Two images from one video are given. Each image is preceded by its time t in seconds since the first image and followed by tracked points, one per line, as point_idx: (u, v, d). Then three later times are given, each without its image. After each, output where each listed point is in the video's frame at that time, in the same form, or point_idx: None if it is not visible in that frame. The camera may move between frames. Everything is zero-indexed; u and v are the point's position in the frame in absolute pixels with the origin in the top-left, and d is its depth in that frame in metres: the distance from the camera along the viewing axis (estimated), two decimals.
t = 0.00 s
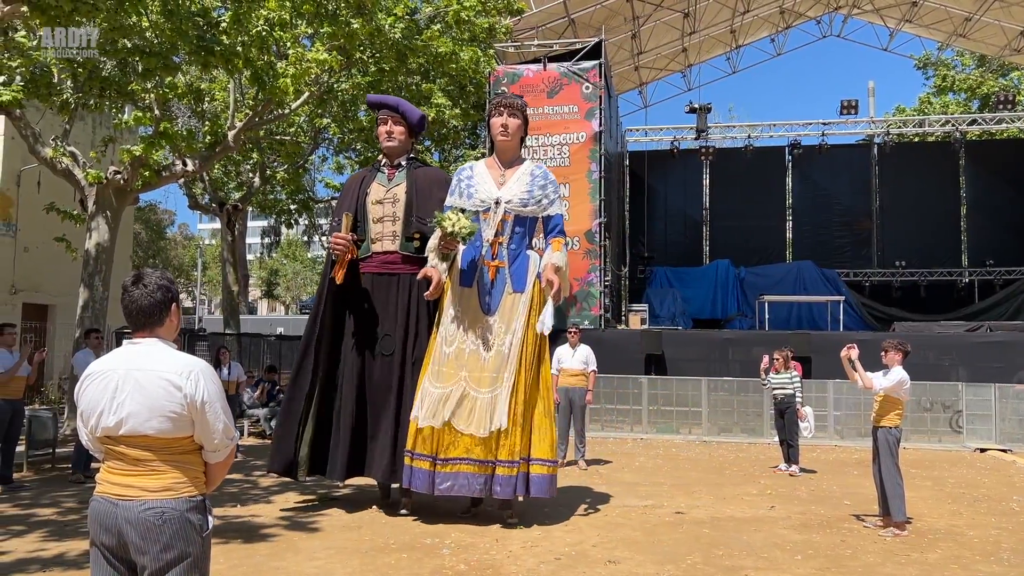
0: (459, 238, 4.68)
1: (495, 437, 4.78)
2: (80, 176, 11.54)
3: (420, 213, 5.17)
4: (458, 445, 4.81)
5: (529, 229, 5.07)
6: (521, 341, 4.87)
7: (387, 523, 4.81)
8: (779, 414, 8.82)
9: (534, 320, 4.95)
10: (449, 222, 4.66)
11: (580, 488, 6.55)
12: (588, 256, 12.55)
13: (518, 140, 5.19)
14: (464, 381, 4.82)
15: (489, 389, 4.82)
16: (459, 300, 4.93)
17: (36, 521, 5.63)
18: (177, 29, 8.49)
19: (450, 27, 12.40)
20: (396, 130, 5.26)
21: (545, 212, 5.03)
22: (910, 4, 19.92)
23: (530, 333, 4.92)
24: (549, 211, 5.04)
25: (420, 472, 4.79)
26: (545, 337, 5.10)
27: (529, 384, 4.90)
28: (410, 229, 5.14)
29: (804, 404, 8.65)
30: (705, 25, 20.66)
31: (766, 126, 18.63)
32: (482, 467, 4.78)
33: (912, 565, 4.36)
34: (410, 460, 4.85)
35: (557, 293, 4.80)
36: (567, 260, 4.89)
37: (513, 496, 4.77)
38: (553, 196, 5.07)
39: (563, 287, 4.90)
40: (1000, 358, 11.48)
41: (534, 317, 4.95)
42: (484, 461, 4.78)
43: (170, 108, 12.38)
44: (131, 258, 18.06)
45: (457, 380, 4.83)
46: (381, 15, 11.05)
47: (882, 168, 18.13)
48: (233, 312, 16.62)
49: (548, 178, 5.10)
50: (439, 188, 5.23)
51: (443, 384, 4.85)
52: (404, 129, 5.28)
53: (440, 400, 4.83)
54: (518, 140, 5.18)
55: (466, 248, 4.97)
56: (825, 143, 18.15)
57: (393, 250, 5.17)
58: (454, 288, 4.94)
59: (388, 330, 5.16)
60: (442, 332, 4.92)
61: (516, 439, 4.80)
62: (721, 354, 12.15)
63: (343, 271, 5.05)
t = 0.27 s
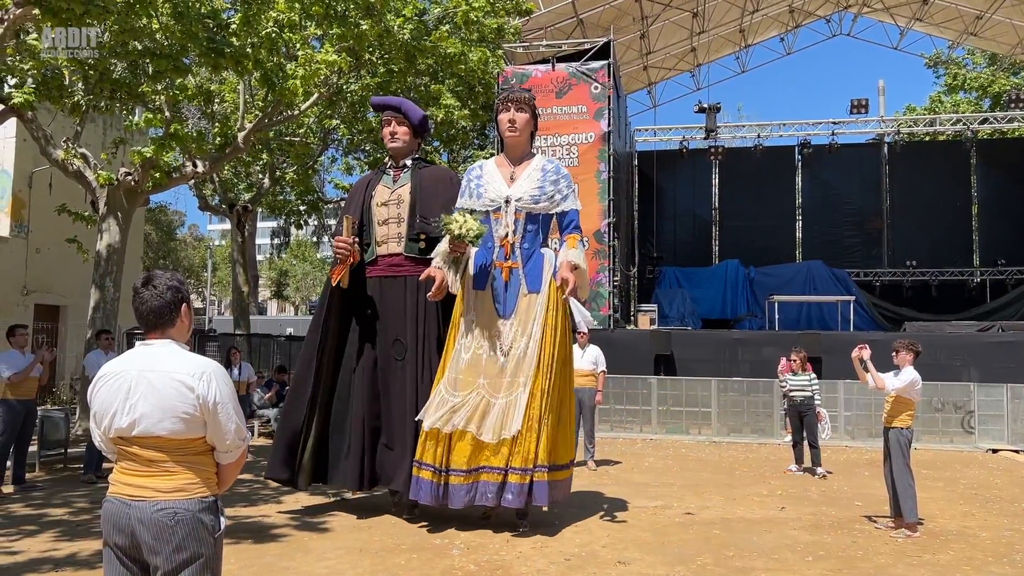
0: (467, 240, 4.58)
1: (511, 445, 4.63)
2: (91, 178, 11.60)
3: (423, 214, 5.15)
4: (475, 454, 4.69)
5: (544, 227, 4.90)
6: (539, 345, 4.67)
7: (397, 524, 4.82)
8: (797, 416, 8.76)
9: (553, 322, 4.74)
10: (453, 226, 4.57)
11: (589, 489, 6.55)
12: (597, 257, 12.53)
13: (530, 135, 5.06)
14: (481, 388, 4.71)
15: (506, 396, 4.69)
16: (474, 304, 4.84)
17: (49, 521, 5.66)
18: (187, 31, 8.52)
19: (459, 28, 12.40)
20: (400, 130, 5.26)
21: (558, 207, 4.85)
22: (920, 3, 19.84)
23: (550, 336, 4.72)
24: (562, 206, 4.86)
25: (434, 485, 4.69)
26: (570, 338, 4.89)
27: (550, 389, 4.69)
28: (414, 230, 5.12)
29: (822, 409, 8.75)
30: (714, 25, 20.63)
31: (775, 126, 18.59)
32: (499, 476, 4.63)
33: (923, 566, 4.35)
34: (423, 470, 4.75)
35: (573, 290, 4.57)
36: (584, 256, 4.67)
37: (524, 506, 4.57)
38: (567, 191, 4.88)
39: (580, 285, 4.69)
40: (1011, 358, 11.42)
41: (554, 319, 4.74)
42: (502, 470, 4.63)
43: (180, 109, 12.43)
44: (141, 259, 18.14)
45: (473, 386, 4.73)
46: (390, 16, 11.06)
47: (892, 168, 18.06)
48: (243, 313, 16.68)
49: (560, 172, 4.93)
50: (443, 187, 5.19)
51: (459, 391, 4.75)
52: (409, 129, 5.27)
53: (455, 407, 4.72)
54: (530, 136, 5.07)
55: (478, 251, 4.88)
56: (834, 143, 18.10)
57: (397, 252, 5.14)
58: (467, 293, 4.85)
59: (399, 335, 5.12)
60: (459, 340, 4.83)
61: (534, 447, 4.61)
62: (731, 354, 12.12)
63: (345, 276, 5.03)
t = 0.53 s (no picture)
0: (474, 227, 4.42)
1: (533, 440, 4.48)
2: (105, 180, 11.67)
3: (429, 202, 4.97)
4: (496, 451, 4.55)
5: (554, 213, 4.75)
6: (553, 335, 4.54)
7: (409, 525, 4.83)
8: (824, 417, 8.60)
9: (568, 311, 4.60)
10: (459, 211, 4.41)
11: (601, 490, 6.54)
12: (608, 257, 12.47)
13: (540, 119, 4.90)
14: (496, 381, 4.60)
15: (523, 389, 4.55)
16: (483, 294, 4.71)
17: (64, 521, 5.71)
18: (199, 34, 8.55)
19: (470, 29, 12.39)
20: (405, 118, 5.08)
21: (569, 192, 4.69)
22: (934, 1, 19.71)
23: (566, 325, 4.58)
24: (574, 190, 4.70)
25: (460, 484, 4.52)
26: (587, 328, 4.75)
27: (567, 379, 4.56)
28: (420, 220, 4.95)
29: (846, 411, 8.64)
30: (726, 24, 20.56)
31: (787, 126, 18.52)
32: (527, 474, 4.47)
33: (938, 568, 4.33)
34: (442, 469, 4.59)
35: (584, 279, 4.46)
36: (597, 243, 4.54)
37: (560, 505, 4.41)
38: (578, 174, 4.72)
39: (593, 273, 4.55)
40: None
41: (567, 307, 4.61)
42: (529, 468, 4.47)
43: (193, 112, 12.49)
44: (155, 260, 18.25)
45: (488, 380, 4.61)
46: (401, 17, 11.07)
47: (906, 167, 17.96)
48: (256, 314, 16.74)
49: (572, 156, 4.76)
50: (450, 175, 5.01)
51: (473, 386, 4.64)
52: (414, 118, 5.09)
53: (469, 403, 4.62)
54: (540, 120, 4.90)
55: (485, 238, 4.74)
56: (847, 142, 18.03)
57: (402, 243, 4.97)
58: (477, 283, 4.74)
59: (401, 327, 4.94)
60: (469, 333, 4.71)
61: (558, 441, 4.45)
62: (743, 354, 12.09)
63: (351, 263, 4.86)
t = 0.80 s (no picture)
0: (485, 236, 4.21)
1: (553, 455, 4.22)
2: (121, 183, 11.77)
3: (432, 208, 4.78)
4: (513, 468, 4.29)
5: (569, 217, 4.51)
6: (571, 343, 4.26)
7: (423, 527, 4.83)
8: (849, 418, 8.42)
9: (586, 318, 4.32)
10: (468, 219, 4.20)
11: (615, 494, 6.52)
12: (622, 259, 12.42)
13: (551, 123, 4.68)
14: (511, 395, 4.32)
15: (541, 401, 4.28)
16: (496, 305, 4.47)
17: (82, 523, 5.75)
18: (215, 38, 8.64)
19: (483, 32, 12.41)
20: (407, 125, 4.93)
21: (582, 197, 4.46)
22: None
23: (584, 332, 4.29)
24: (588, 194, 4.45)
25: (478, 505, 4.26)
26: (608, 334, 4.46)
27: (587, 390, 4.27)
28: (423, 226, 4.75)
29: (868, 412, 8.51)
30: (739, 24, 20.50)
31: (802, 126, 18.45)
32: (549, 491, 4.22)
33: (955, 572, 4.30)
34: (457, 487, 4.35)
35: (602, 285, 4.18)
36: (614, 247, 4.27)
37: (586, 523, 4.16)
38: (592, 177, 4.49)
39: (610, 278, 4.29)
40: None
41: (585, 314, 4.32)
42: (550, 485, 4.21)
43: (208, 115, 12.59)
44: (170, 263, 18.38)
45: (502, 395, 4.34)
46: (415, 20, 11.11)
47: (922, 167, 17.84)
48: (271, 316, 16.82)
49: (585, 158, 4.53)
50: (453, 181, 4.82)
51: (486, 400, 4.37)
52: (416, 124, 4.94)
53: (484, 419, 4.35)
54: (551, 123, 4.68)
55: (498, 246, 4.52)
56: (863, 143, 17.93)
57: (405, 251, 4.79)
58: (489, 292, 4.51)
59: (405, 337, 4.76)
60: (482, 345, 4.46)
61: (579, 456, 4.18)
62: (758, 356, 12.06)
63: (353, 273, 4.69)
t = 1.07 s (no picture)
0: (502, 228, 4.07)
1: (569, 459, 4.13)
2: (140, 190, 11.87)
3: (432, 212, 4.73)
4: (528, 471, 4.21)
5: (582, 214, 4.41)
6: (588, 344, 4.17)
7: (440, 533, 4.85)
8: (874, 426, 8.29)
9: (602, 319, 4.24)
10: (485, 210, 4.06)
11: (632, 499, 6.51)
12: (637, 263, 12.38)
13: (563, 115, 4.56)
14: (526, 396, 4.23)
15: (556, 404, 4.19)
16: (508, 302, 4.33)
17: (102, 528, 5.81)
18: (232, 46, 8.69)
19: (498, 37, 12.42)
20: (412, 123, 4.89)
21: (598, 192, 4.36)
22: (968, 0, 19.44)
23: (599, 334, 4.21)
24: (603, 190, 4.37)
25: (494, 509, 4.15)
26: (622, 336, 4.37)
27: (603, 392, 4.18)
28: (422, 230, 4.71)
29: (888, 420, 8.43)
30: (755, 27, 20.43)
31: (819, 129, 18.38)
32: (564, 496, 4.12)
33: None
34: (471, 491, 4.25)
35: (622, 283, 4.15)
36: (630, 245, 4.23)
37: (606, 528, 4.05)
38: (606, 174, 4.39)
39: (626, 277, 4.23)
40: None
41: (601, 314, 4.24)
42: (566, 489, 4.12)
43: (226, 122, 12.68)
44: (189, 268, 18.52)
45: (515, 396, 4.24)
46: (430, 26, 11.13)
47: (940, 169, 17.71)
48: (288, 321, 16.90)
49: (599, 153, 4.43)
50: (455, 187, 4.79)
51: (500, 402, 4.27)
52: (421, 123, 4.90)
53: (498, 421, 4.25)
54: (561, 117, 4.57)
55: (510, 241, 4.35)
56: (880, 145, 17.85)
57: (404, 253, 4.72)
58: (500, 289, 4.36)
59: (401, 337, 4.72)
60: (493, 343, 4.34)
61: (597, 459, 4.08)
62: (775, 360, 12.02)
63: (348, 271, 4.61)
